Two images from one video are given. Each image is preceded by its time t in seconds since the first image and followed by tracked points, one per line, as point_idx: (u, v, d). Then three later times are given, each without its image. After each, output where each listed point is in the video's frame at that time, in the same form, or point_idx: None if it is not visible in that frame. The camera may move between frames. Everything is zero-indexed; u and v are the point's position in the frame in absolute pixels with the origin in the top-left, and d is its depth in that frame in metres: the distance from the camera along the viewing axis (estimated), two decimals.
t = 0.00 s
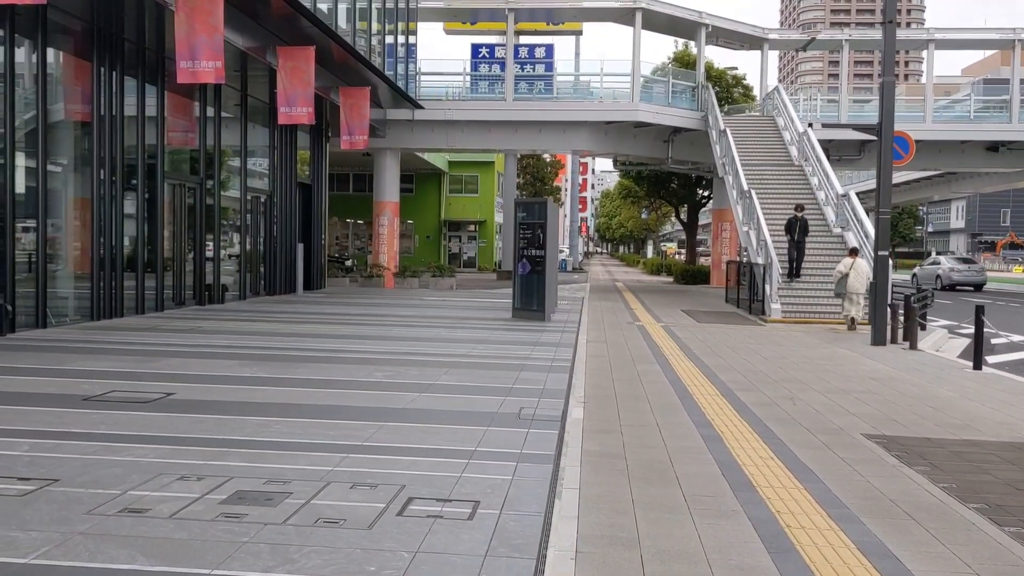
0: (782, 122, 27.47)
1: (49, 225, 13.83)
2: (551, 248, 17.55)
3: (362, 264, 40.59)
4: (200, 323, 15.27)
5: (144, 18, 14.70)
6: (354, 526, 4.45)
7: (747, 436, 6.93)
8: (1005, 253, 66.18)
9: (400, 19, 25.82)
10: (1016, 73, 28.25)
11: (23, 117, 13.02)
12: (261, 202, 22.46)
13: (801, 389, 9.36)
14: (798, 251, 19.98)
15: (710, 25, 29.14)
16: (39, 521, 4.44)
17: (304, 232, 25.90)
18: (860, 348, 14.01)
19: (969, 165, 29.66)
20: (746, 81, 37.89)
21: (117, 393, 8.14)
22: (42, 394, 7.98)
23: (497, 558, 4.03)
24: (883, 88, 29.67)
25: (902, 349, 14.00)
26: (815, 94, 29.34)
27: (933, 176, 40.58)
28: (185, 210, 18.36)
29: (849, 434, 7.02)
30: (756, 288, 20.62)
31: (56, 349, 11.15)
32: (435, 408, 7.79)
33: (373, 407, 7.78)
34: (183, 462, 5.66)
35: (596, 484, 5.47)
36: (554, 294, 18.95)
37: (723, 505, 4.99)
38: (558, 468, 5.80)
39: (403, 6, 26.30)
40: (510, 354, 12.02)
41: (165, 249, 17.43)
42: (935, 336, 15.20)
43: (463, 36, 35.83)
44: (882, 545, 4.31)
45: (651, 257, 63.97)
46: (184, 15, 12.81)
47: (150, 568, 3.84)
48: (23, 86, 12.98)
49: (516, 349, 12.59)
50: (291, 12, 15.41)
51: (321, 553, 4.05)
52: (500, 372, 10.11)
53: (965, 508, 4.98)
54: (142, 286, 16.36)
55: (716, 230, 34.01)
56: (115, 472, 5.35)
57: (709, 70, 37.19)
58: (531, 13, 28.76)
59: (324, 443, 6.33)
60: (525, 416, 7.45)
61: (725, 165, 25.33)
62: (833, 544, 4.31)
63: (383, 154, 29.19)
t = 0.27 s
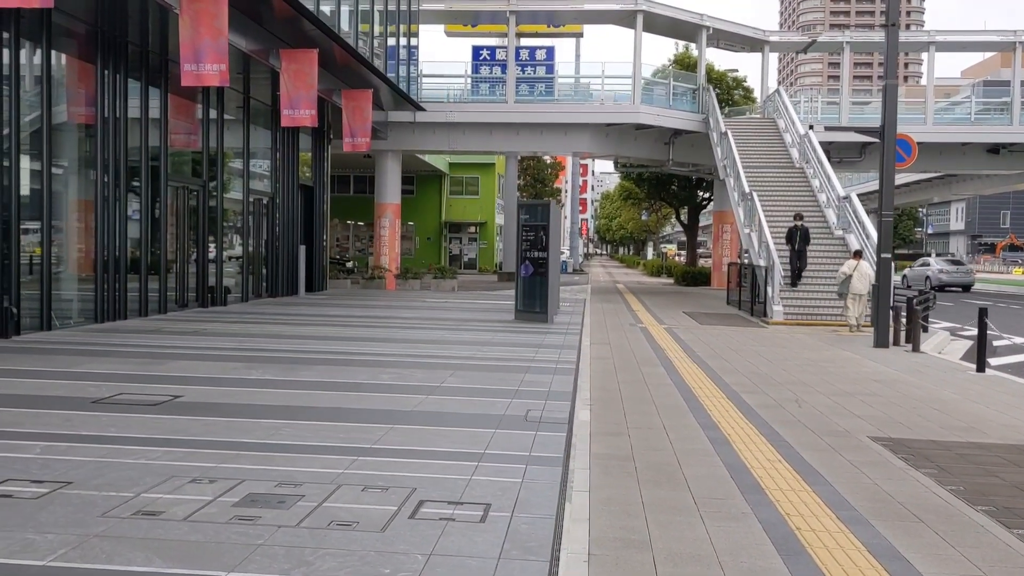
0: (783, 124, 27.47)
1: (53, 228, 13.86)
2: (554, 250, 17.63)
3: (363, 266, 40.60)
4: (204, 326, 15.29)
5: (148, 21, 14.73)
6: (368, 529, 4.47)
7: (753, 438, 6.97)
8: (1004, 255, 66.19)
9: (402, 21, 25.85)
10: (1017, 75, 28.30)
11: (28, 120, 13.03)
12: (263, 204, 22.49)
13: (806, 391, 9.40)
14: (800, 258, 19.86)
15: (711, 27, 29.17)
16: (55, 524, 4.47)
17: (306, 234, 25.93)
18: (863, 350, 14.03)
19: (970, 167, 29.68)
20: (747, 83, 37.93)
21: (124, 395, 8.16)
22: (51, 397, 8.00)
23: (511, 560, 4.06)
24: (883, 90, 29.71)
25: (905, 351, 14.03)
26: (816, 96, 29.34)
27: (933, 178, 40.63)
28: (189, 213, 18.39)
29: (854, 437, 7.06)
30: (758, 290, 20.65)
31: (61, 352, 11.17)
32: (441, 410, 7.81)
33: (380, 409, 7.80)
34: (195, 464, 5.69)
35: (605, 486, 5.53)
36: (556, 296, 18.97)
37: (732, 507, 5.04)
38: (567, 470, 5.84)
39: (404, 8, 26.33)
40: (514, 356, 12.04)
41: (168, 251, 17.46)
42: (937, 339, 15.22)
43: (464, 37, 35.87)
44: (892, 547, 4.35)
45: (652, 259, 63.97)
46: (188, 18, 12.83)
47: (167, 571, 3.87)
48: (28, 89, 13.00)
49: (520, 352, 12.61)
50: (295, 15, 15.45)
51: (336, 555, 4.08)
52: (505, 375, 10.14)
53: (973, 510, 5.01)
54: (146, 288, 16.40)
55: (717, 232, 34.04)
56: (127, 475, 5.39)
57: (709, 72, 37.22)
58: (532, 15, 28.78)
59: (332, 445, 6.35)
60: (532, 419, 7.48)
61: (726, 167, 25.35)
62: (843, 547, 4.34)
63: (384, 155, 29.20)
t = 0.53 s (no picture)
0: (783, 124, 27.48)
1: (55, 228, 13.87)
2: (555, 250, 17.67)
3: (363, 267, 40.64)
4: (205, 326, 15.30)
5: (149, 21, 14.74)
6: (376, 527, 4.49)
7: (756, 437, 7.00)
8: (1003, 255, 66.29)
9: (402, 21, 25.88)
10: (1016, 76, 28.34)
11: (30, 120, 13.05)
12: (264, 204, 22.51)
13: (808, 391, 9.43)
14: (801, 259, 19.77)
15: (710, 27, 29.20)
16: (64, 522, 4.49)
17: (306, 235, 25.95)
18: (864, 350, 14.05)
19: (969, 167, 29.72)
20: (746, 83, 37.96)
21: (128, 395, 8.18)
22: (55, 397, 8.02)
23: (518, 559, 4.08)
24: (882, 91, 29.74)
25: (905, 351, 14.06)
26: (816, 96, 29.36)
27: (932, 179, 40.69)
28: (189, 213, 18.40)
29: (857, 436, 7.09)
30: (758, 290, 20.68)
31: (63, 352, 11.19)
32: (445, 410, 7.83)
33: (383, 409, 7.82)
34: (201, 464, 5.71)
35: (610, 485, 5.56)
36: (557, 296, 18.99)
37: (737, 506, 5.06)
38: (572, 469, 5.87)
39: (405, 8, 26.33)
40: (516, 356, 12.05)
41: (169, 251, 17.47)
42: (938, 339, 15.25)
43: (464, 38, 35.89)
44: (897, 546, 4.37)
45: (651, 259, 64.00)
46: (190, 18, 12.85)
47: (176, 568, 3.89)
48: (29, 89, 13.00)
49: (521, 352, 12.63)
50: (296, 15, 15.46)
51: (344, 554, 4.10)
52: (507, 375, 10.16)
53: (977, 509, 5.04)
54: (146, 288, 16.41)
55: (716, 232, 34.06)
56: (133, 474, 5.41)
57: (709, 72, 37.25)
58: (532, 16, 28.80)
59: (336, 444, 6.36)
60: (535, 418, 7.50)
61: (726, 168, 25.37)
62: (849, 545, 4.36)
63: (384, 156, 29.20)
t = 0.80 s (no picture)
0: (783, 124, 27.49)
1: (56, 228, 13.86)
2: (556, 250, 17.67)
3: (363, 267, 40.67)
4: (206, 325, 15.30)
5: (150, 21, 14.73)
6: (380, 526, 4.50)
7: (759, 437, 7.01)
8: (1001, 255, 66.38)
9: (402, 21, 25.88)
10: (1015, 75, 28.36)
11: (31, 120, 13.05)
12: (264, 203, 22.50)
13: (809, 391, 9.45)
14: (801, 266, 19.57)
15: (710, 27, 29.20)
16: (69, 521, 4.50)
17: (306, 234, 25.95)
18: (865, 350, 14.06)
19: (969, 167, 29.74)
20: (745, 83, 37.98)
21: (130, 395, 8.18)
22: (57, 396, 8.02)
23: (523, 558, 4.09)
24: (882, 91, 29.75)
25: (906, 351, 14.07)
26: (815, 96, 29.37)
27: (931, 179, 40.72)
28: (189, 212, 18.40)
29: (859, 435, 7.11)
30: (758, 290, 20.70)
31: (65, 351, 11.19)
32: (448, 409, 7.83)
33: (385, 409, 7.82)
34: (204, 463, 5.72)
35: (613, 485, 5.57)
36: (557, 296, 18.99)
37: (741, 506, 5.07)
38: (575, 468, 5.88)
39: (404, 8, 26.32)
40: (517, 356, 12.06)
41: (169, 250, 17.47)
42: (938, 339, 15.26)
43: (463, 38, 35.89)
44: (901, 545, 4.38)
45: (650, 259, 64.03)
46: (191, 17, 12.84)
47: (182, 567, 3.89)
48: (30, 89, 12.99)
49: (522, 351, 12.63)
50: (296, 15, 15.45)
51: (350, 553, 4.10)
52: (508, 374, 10.16)
53: (980, 508, 5.05)
54: (147, 288, 16.41)
55: (715, 232, 34.11)
56: (137, 473, 5.41)
57: (708, 72, 37.26)
58: (531, 16, 28.79)
59: (339, 444, 6.36)
60: (537, 418, 7.50)
61: (726, 168, 25.37)
62: (854, 545, 4.36)
63: (383, 155, 29.20)
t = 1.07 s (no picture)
0: (785, 125, 27.49)
1: (59, 229, 13.88)
2: (558, 251, 17.67)
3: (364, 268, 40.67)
4: (209, 326, 15.32)
5: (153, 22, 14.74)
6: (386, 527, 4.50)
7: (763, 437, 7.02)
8: (1003, 256, 66.37)
9: (404, 22, 25.89)
10: (1017, 76, 28.36)
11: (34, 121, 13.07)
12: (266, 204, 22.52)
13: (813, 391, 9.45)
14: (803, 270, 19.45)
15: (712, 28, 29.21)
16: (76, 522, 4.50)
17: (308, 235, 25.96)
18: (868, 351, 14.05)
19: (970, 168, 29.74)
20: (747, 84, 38.00)
21: (134, 395, 8.19)
22: (61, 397, 8.03)
23: (529, 559, 4.08)
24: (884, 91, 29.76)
25: (909, 352, 14.07)
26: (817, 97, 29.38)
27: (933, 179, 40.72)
28: (192, 213, 18.42)
29: (863, 436, 7.11)
30: (761, 291, 20.70)
31: (68, 352, 11.19)
32: (452, 410, 7.83)
33: (389, 409, 7.83)
34: (210, 464, 5.72)
35: (618, 486, 5.58)
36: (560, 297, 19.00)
37: (746, 507, 5.07)
38: (580, 469, 5.88)
39: (406, 9, 26.34)
40: (519, 356, 12.07)
41: (172, 251, 17.49)
42: (940, 340, 15.27)
43: (465, 39, 35.91)
44: (906, 546, 4.39)
45: (651, 260, 64.09)
46: (194, 18, 12.85)
47: (189, 568, 3.90)
48: (33, 89, 13.01)
49: (525, 352, 12.64)
50: (299, 15, 15.47)
51: (357, 554, 4.10)
52: (511, 375, 10.16)
53: (986, 509, 5.05)
54: (149, 288, 16.43)
55: (717, 233, 34.12)
56: (143, 474, 5.42)
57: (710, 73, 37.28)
58: (533, 17, 28.80)
59: (344, 445, 6.36)
60: (542, 419, 7.51)
61: (727, 169, 25.37)
62: (860, 546, 4.37)
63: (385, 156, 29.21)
